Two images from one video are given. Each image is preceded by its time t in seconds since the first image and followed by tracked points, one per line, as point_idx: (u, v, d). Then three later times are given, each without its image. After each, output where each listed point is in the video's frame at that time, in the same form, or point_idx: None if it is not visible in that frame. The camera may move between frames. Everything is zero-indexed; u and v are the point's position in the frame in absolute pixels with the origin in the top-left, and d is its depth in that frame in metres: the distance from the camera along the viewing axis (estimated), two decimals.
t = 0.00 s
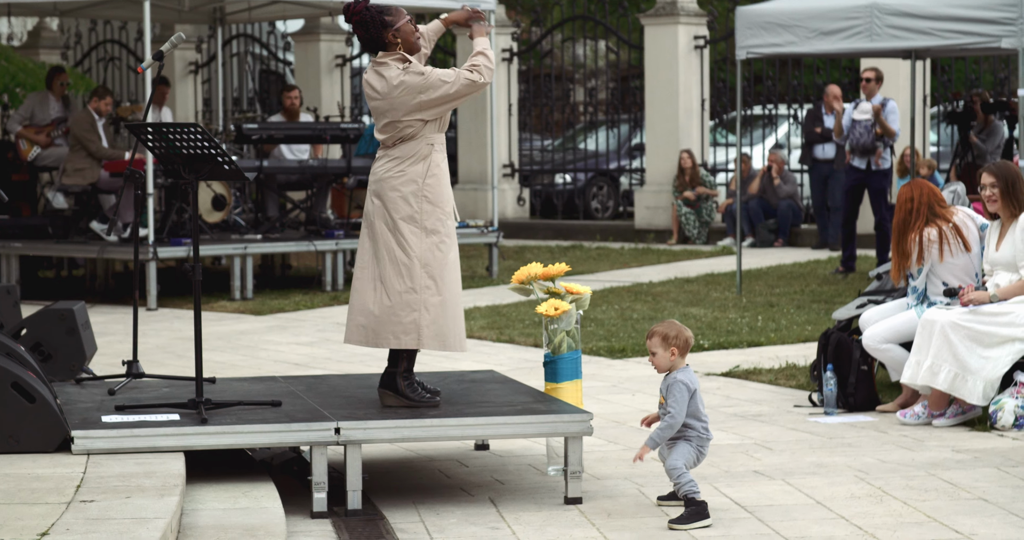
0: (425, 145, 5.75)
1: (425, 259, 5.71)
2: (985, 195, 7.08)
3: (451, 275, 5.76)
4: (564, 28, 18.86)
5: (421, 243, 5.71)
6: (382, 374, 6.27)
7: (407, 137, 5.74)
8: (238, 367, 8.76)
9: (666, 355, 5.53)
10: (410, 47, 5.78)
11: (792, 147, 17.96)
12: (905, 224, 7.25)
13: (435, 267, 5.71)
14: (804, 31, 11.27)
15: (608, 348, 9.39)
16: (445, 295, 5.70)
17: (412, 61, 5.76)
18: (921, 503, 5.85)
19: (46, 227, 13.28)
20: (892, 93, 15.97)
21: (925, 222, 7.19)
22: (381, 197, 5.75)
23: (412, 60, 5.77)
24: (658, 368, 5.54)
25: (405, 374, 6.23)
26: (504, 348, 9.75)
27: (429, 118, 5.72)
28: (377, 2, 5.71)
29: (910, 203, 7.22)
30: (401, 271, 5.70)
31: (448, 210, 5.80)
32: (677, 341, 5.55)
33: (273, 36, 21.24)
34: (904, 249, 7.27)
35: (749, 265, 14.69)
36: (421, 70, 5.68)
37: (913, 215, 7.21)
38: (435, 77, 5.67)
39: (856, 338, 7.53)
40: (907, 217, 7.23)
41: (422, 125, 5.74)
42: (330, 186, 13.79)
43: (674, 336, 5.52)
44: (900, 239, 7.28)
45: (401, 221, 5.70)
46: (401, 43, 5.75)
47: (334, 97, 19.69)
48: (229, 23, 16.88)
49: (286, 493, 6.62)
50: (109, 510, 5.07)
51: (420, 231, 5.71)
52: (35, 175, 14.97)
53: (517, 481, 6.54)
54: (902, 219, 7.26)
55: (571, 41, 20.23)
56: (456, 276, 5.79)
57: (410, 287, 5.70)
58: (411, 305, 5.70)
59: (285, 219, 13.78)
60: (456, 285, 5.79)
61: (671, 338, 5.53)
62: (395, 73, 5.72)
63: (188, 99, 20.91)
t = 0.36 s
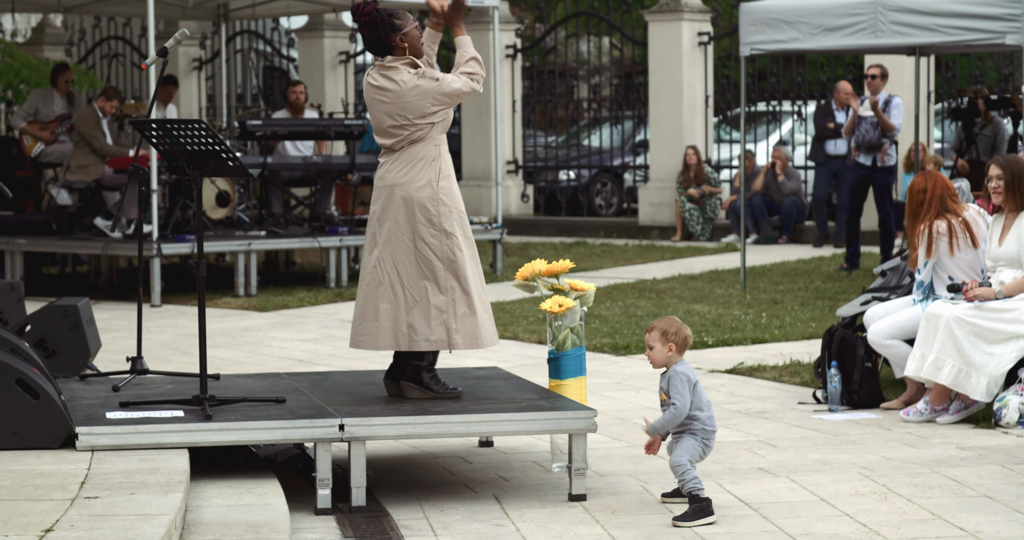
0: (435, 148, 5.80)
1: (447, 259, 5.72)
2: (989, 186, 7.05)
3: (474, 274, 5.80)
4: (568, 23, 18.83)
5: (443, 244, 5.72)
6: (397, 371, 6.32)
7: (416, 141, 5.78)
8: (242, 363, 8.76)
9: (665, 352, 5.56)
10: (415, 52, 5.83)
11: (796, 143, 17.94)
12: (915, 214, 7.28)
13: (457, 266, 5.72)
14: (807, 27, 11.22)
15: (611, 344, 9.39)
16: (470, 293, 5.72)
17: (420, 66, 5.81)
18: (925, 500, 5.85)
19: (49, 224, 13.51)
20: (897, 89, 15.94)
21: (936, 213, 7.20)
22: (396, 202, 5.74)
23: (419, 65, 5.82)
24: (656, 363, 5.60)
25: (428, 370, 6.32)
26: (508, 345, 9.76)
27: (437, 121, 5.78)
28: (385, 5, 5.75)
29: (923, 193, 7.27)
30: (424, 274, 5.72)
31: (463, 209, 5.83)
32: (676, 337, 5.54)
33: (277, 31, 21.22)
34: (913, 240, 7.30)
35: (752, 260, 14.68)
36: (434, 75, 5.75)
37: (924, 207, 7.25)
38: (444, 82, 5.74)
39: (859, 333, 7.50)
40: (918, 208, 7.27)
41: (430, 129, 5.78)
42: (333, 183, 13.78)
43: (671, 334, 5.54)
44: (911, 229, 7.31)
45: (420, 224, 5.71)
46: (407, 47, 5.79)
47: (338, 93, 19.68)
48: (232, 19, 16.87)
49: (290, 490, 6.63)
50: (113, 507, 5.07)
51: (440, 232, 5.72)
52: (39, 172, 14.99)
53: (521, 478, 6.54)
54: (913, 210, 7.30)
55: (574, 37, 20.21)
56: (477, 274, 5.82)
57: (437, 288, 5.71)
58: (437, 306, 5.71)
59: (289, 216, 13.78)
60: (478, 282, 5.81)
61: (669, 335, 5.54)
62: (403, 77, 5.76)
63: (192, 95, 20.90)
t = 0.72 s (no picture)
0: (429, 146, 5.78)
1: (440, 255, 5.70)
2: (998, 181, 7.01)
3: (470, 268, 5.78)
4: (567, 15, 18.81)
5: (434, 238, 5.71)
6: (395, 359, 6.32)
7: (410, 137, 5.77)
8: (241, 355, 8.76)
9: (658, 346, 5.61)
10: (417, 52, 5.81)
11: (795, 135, 17.93)
12: (915, 209, 7.25)
13: (451, 261, 5.71)
14: (807, 18, 11.25)
15: (611, 336, 9.39)
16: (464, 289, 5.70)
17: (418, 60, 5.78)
18: (924, 492, 5.85)
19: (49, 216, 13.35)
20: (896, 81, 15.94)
21: (937, 208, 7.19)
22: (389, 198, 5.74)
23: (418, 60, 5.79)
24: (647, 357, 5.63)
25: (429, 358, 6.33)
26: (507, 336, 9.75)
27: (431, 118, 5.75)
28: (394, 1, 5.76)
29: (922, 188, 7.24)
30: (418, 268, 5.72)
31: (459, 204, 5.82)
32: (667, 330, 5.61)
33: (276, 23, 21.20)
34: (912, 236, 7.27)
35: (751, 253, 14.68)
36: (428, 71, 5.71)
37: (923, 203, 7.22)
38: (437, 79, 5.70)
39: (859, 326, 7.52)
40: (916, 204, 7.25)
41: (423, 126, 5.76)
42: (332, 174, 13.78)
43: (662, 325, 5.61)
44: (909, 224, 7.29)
45: (413, 219, 5.71)
46: (407, 45, 5.79)
47: (337, 85, 19.67)
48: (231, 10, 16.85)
49: (289, 482, 6.62)
50: (112, 499, 5.07)
51: (433, 227, 5.71)
52: (37, 164, 14.97)
53: (520, 470, 6.54)
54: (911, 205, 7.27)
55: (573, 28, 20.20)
56: (473, 269, 5.80)
57: (429, 283, 5.70)
58: (430, 301, 5.71)
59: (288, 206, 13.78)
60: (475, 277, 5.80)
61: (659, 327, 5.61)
62: (397, 73, 5.74)
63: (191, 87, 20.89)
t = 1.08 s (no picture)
0: (406, 160, 5.72)
1: (411, 261, 5.67)
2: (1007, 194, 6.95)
3: (443, 275, 5.74)
4: (565, 26, 18.82)
5: (406, 243, 5.67)
6: (391, 371, 6.30)
7: (391, 144, 5.74)
8: (239, 366, 8.76)
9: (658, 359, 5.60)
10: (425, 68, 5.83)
11: (793, 146, 17.94)
12: (913, 223, 7.23)
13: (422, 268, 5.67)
14: (806, 29, 11.27)
15: (609, 346, 9.39)
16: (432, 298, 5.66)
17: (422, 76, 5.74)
18: (922, 502, 5.85)
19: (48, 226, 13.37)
20: (894, 91, 15.95)
21: (935, 223, 7.17)
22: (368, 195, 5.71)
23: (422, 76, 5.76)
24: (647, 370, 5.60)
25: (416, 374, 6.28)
26: (506, 347, 9.75)
27: (411, 134, 5.70)
28: (421, 9, 5.77)
29: (918, 203, 7.21)
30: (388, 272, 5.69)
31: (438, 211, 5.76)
32: (661, 341, 5.60)
33: (275, 34, 21.21)
34: (909, 250, 7.26)
35: (751, 263, 14.68)
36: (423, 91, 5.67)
37: (920, 218, 7.20)
38: (423, 97, 5.65)
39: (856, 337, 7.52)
40: (913, 221, 7.22)
41: (405, 136, 5.72)
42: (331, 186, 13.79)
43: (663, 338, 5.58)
44: (904, 239, 7.27)
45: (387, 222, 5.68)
46: (416, 57, 5.81)
47: (336, 96, 19.68)
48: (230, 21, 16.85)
49: (287, 493, 6.62)
50: (110, 511, 5.06)
51: (406, 232, 5.67)
52: (36, 175, 14.98)
53: (519, 481, 6.54)
54: (907, 220, 7.24)
55: (571, 39, 20.20)
56: (444, 280, 5.74)
57: (398, 288, 5.67)
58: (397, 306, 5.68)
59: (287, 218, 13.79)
60: (448, 286, 5.75)
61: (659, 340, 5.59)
62: (396, 78, 5.72)
63: (190, 99, 20.89)
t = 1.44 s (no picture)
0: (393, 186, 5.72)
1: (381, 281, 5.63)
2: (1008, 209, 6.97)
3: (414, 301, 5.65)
4: (567, 42, 18.82)
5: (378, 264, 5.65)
6: (393, 390, 6.29)
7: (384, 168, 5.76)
8: (241, 382, 8.76)
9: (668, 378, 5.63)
10: (445, 106, 5.80)
11: (795, 162, 17.95)
12: (917, 238, 7.25)
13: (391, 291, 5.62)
14: (807, 46, 11.27)
15: (611, 363, 9.40)
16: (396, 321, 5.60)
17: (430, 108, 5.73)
18: (923, 519, 5.85)
19: (49, 243, 13.26)
20: (896, 107, 15.96)
21: (938, 240, 7.20)
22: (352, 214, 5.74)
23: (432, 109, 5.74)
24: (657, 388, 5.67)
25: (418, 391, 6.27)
26: (507, 364, 9.75)
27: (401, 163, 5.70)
28: (451, 48, 5.72)
29: (925, 217, 7.24)
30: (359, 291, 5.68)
31: (421, 238, 5.69)
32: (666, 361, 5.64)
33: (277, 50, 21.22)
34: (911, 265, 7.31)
35: (753, 278, 14.68)
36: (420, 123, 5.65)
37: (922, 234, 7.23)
38: (412, 128, 5.64)
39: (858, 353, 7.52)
40: (916, 237, 7.26)
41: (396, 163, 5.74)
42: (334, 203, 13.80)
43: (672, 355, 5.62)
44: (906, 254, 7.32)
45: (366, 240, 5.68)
46: (438, 94, 5.79)
47: (337, 112, 19.69)
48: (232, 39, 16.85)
49: (288, 509, 6.62)
50: (113, 527, 5.07)
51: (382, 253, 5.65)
52: (38, 192, 14.99)
53: (520, 497, 6.54)
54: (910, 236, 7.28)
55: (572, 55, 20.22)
56: (414, 305, 5.65)
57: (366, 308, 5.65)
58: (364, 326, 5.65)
59: (289, 235, 13.78)
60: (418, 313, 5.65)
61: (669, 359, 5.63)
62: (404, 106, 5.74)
63: (192, 115, 20.91)
